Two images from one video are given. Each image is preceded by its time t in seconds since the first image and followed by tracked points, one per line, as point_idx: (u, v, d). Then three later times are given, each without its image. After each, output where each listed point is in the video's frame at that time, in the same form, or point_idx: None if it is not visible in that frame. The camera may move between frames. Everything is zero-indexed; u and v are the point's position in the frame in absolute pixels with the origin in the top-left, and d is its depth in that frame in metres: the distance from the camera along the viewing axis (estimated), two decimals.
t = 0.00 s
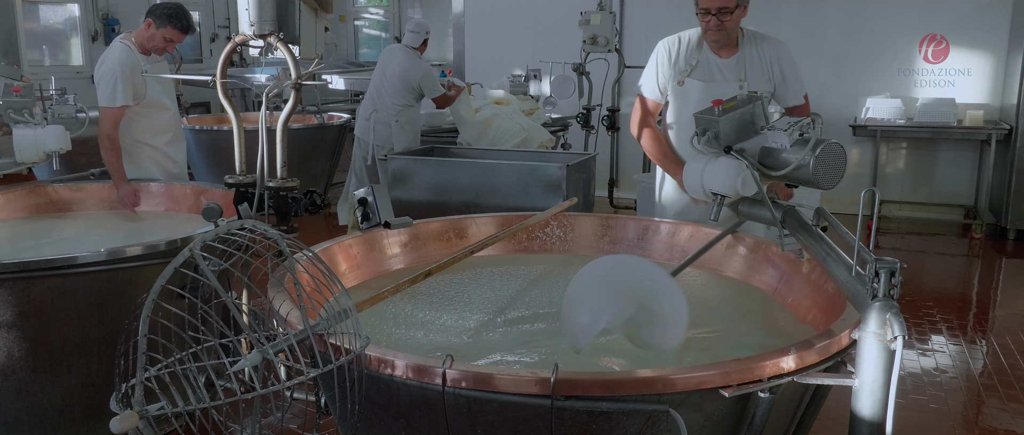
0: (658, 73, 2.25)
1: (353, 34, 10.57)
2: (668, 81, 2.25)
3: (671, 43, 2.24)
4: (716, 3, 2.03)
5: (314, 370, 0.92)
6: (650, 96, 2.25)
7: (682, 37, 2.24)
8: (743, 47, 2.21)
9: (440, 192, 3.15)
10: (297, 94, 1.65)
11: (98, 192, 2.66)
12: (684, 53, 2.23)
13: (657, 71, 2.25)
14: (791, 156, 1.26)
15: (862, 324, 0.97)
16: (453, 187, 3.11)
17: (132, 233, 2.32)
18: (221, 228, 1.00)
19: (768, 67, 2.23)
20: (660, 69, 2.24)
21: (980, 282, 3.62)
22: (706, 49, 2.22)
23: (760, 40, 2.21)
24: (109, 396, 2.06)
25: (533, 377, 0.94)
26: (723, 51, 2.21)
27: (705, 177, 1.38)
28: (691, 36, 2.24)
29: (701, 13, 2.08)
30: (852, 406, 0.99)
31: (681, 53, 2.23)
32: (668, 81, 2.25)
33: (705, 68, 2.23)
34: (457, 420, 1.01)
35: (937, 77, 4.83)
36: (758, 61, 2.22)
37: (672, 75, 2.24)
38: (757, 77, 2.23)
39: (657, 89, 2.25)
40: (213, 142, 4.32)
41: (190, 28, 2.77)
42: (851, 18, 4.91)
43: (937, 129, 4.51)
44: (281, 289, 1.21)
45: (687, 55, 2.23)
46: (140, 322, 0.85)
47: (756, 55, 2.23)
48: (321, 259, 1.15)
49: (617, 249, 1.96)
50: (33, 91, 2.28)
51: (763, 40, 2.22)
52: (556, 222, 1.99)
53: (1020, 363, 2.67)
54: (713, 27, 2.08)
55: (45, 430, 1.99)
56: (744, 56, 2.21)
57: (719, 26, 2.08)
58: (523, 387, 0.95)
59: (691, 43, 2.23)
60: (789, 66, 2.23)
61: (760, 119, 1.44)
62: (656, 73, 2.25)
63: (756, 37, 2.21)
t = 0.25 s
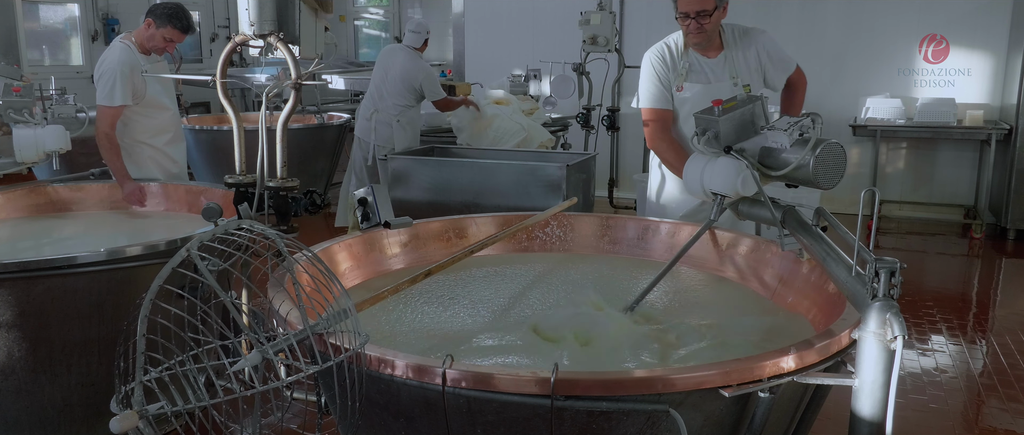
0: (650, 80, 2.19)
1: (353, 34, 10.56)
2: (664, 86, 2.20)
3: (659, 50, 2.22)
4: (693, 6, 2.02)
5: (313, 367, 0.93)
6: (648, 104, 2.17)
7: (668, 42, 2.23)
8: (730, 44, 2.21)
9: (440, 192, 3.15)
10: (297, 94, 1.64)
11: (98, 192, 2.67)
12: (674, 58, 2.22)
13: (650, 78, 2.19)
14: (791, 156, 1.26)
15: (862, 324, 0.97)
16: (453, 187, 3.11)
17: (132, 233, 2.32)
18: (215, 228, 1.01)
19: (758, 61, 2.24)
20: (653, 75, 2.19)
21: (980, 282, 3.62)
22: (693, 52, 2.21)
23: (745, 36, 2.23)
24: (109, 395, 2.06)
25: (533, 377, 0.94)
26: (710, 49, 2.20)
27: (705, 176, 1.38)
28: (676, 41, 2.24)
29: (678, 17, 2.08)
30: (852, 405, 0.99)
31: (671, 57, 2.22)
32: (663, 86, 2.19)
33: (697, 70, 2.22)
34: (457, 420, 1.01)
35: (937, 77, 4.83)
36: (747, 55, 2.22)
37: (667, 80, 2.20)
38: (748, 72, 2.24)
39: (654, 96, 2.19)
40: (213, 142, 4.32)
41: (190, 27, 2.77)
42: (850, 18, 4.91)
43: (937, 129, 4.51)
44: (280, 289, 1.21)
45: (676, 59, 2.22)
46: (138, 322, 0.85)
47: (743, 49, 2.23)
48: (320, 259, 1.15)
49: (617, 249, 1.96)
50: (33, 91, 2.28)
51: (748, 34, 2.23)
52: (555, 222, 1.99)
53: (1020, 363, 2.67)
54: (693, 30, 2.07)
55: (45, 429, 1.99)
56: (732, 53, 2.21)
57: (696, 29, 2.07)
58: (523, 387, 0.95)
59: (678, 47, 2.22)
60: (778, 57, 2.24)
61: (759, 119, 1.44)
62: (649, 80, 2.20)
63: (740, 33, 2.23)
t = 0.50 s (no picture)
0: (646, 81, 2.22)
1: (353, 34, 10.55)
2: (660, 87, 2.22)
3: (654, 51, 2.23)
4: (687, 7, 2.01)
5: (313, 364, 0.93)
6: (645, 105, 2.20)
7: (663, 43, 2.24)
8: (725, 41, 2.21)
9: (440, 192, 3.15)
10: (297, 94, 1.64)
11: (98, 192, 2.67)
12: (670, 58, 2.23)
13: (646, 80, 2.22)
14: (791, 156, 1.26)
15: (862, 324, 0.97)
16: (452, 187, 3.11)
17: (132, 233, 2.32)
18: (212, 229, 1.01)
19: (756, 56, 2.24)
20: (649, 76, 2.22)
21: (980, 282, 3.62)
22: (689, 52, 2.22)
23: (739, 31, 2.23)
24: (109, 396, 2.06)
25: (533, 377, 0.94)
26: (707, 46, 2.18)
27: (705, 177, 1.38)
28: (671, 42, 2.25)
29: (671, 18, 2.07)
30: (852, 405, 0.99)
31: (667, 58, 2.23)
32: (660, 88, 2.22)
33: (695, 69, 2.23)
34: (457, 420, 1.01)
35: (937, 77, 4.83)
36: (744, 50, 2.22)
37: (664, 81, 2.22)
38: (745, 67, 2.24)
39: (652, 97, 2.21)
40: (213, 142, 4.32)
41: (190, 27, 2.77)
42: (850, 19, 4.91)
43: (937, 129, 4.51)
44: (279, 289, 1.21)
45: (672, 59, 2.23)
46: (136, 322, 0.85)
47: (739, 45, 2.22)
48: (320, 260, 1.15)
49: (617, 249, 1.96)
50: (33, 91, 2.28)
51: (741, 30, 2.23)
52: (555, 222, 1.99)
53: (1020, 363, 2.67)
54: (687, 30, 2.06)
55: (45, 430, 1.99)
56: (729, 50, 2.21)
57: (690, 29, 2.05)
58: (523, 387, 0.95)
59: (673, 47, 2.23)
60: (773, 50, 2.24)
61: (760, 119, 1.44)
62: (645, 82, 2.23)
63: (735, 28, 2.23)
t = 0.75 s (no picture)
0: (653, 79, 2.29)
1: (353, 34, 10.56)
2: (665, 85, 2.28)
3: (663, 48, 2.28)
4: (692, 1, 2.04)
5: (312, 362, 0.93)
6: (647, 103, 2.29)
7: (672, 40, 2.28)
8: (733, 37, 2.19)
9: (439, 192, 3.14)
10: (297, 94, 1.64)
11: (98, 192, 2.66)
12: (677, 55, 2.26)
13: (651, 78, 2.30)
14: (790, 156, 1.26)
15: (862, 325, 0.97)
16: (452, 188, 3.11)
17: (132, 233, 2.32)
18: (210, 229, 1.01)
19: (767, 51, 2.20)
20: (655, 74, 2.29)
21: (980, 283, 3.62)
22: (697, 48, 2.23)
23: (749, 25, 2.20)
24: (109, 396, 2.06)
25: (533, 377, 0.94)
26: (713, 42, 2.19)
27: (705, 177, 1.38)
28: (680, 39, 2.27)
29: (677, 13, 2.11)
30: (852, 406, 1.00)
31: (673, 55, 2.26)
32: (664, 85, 2.28)
33: (701, 65, 2.24)
34: (457, 420, 1.01)
35: (937, 78, 4.83)
36: (754, 47, 2.19)
37: (668, 78, 2.28)
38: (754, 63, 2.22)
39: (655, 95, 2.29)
40: (213, 142, 4.32)
41: (190, 27, 2.77)
42: (850, 19, 4.91)
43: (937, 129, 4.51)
44: (279, 289, 1.21)
45: (679, 56, 2.26)
46: (135, 322, 0.85)
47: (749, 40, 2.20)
48: (319, 259, 1.15)
49: (617, 249, 1.96)
50: (33, 91, 2.28)
51: (753, 24, 2.19)
52: (555, 222, 1.99)
53: (1020, 363, 2.68)
54: (693, 25, 2.08)
55: (45, 429, 1.99)
56: (737, 46, 2.20)
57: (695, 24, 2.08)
58: (523, 387, 0.95)
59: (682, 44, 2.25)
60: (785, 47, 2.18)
61: (760, 119, 1.43)
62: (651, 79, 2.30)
63: (747, 25, 2.20)
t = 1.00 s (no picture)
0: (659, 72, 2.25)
1: (353, 34, 10.57)
2: (670, 78, 2.24)
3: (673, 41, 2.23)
4: None
5: (312, 361, 0.93)
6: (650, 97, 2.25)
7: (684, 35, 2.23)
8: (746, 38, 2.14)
9: (439, 192, 3.14)
10: (297, 94, 1.64)
11: (98, 192, 2.67)
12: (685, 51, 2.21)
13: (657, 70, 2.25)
14: (790, 157, 1.26)
15: (862, 325, 0.97)
16: (452, 188, 3.11)
17: (132, 233, 2.32)
18: (209, 229, 1.01)
19: (778, 56, 2.14)
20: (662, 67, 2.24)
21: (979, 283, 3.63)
22: (707, 46, 2.18)
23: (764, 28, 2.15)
24: (109, 396, 2.06)
25: (532, 377, 0.94)
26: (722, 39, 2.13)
27: (705, 177, 1.42)
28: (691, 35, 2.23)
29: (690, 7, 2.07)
30: (851, 406, 1.00)
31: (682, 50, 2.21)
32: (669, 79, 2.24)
33: (709, 63, 2.19)
34: (457, 421, 1.01)
35: (937, 78, 4.83)
36: (767, 49, 2.14)
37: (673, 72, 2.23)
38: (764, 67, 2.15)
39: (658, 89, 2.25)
40: (213, 143, 4.32)
41: (190, 28, 2.77)
42: (850, 19, 4.91)
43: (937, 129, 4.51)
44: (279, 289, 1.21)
45: (688, 52, 2.21)
46: (135, 323, 0.85)
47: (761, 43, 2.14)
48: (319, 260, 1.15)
49: (617, 249, 1.96)
50: (33, 91, 2.28)
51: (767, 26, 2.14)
52: (555, 222, 1.99)
53: (1019, 363, 2.68)
54: (705, 20, 2.06)
55: (45, 430, 1.99)
56: (749, 47, 2.14)
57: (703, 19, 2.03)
58: (523, 387, 0.95)
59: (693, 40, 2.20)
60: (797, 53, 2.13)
61: (760, 119, 1.40)
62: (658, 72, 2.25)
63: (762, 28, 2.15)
